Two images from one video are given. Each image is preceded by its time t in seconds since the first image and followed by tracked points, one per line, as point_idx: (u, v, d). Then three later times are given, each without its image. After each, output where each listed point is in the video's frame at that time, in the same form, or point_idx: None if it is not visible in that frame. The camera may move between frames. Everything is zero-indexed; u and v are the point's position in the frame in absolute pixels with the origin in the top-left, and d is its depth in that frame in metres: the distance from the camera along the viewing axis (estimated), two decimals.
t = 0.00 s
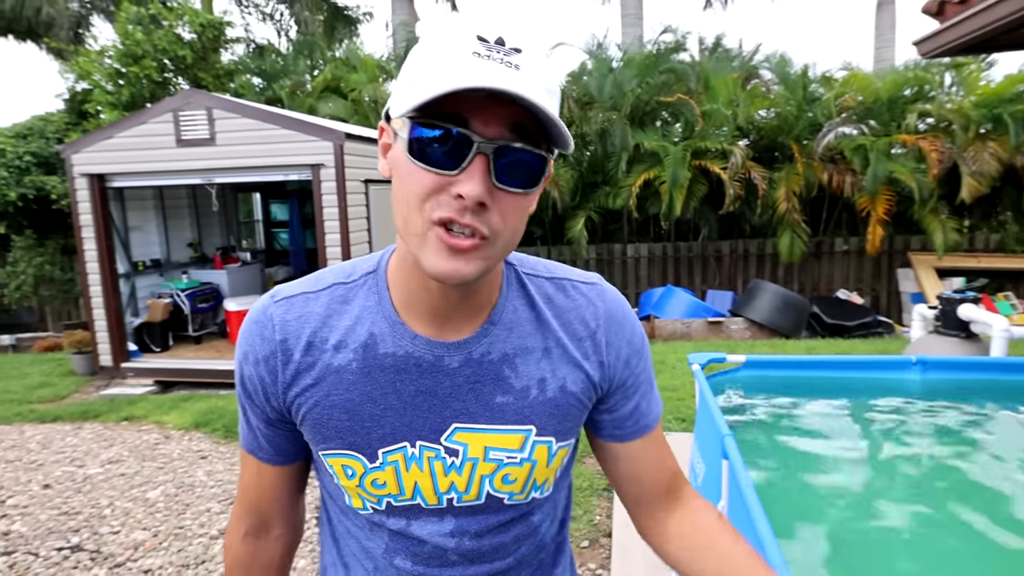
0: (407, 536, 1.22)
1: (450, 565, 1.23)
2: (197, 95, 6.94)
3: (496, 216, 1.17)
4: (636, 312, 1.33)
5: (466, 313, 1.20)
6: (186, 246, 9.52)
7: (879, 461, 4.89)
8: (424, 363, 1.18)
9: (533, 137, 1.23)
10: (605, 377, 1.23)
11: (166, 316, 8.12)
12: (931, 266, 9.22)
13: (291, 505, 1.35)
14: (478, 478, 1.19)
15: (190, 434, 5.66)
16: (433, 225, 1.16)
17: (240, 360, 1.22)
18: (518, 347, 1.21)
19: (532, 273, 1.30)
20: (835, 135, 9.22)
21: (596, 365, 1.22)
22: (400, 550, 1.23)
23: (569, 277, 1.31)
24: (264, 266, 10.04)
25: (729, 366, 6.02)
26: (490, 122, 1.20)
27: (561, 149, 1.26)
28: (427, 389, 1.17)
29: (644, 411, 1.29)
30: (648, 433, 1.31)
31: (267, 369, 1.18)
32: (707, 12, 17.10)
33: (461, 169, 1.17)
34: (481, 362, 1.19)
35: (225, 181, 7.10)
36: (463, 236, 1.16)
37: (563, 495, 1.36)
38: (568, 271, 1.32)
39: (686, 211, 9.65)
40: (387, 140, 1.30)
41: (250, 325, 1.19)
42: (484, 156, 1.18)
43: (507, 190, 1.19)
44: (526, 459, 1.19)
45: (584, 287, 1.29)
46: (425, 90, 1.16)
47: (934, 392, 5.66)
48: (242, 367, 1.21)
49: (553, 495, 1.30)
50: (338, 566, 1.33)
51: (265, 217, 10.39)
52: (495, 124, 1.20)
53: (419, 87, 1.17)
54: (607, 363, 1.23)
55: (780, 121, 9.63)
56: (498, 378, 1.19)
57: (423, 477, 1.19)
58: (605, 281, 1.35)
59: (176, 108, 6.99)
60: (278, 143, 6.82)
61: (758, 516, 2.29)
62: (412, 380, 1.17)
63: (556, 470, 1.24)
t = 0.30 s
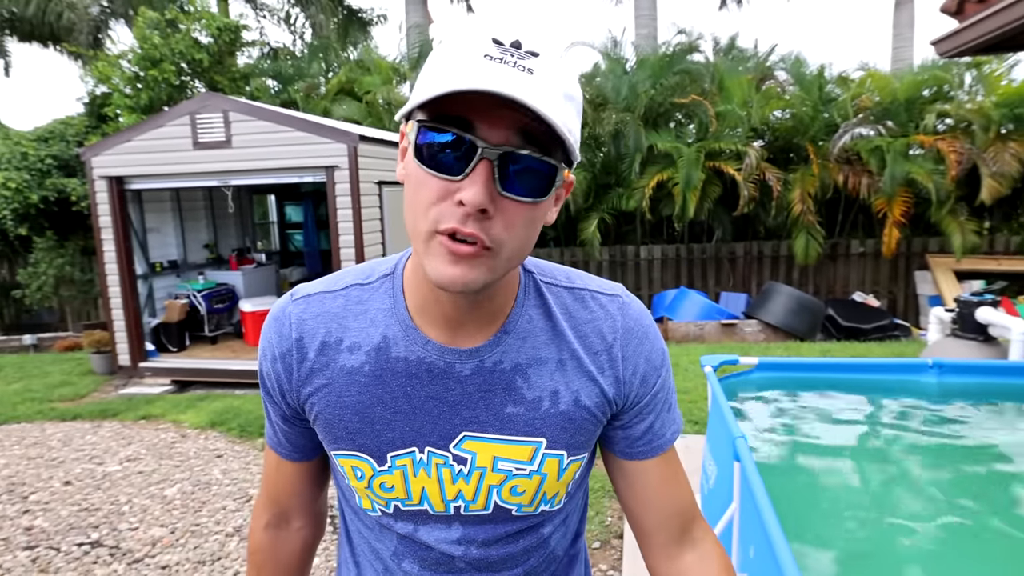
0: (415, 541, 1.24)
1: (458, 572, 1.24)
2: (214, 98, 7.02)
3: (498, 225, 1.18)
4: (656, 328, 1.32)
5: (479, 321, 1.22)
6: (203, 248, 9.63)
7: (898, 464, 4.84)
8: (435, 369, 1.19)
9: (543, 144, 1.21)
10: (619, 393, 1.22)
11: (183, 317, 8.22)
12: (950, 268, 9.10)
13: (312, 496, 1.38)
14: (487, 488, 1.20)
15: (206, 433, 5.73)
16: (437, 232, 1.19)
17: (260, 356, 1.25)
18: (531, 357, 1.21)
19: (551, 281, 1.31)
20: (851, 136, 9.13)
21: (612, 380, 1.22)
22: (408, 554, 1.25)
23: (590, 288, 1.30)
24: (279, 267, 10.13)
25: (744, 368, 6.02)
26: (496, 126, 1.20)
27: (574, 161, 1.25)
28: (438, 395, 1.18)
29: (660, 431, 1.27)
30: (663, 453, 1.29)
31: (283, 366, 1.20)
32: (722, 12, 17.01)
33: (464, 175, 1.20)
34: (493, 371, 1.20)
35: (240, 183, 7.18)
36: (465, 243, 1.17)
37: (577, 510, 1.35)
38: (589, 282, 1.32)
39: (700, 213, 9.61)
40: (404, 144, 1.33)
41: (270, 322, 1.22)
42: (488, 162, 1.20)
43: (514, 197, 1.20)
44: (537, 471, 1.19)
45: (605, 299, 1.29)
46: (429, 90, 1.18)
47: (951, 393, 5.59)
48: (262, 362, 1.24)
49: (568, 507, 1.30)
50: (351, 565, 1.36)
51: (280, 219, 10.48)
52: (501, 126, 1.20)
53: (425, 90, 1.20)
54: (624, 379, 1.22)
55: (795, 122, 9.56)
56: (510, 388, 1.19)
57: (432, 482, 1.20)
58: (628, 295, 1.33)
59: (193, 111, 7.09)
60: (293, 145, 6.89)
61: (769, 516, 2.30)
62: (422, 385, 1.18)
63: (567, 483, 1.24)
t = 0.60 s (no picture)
0: (429, 542, 1.24)
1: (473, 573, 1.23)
2: (229, 99, 7.10)
3: (518, 210, 1.20)
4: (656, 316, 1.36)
5: (488, 314, 1.23)
6: (218, 248, 9.73)
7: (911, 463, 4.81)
8: (446, 365, 1.20)
9: (553, 128, 1.25)
10: (629, 378, 1.26)
11: (198, 316, 8.32)
12: (967, 269, 8.98)
13: (310, 509, 1.37)
14: (501, 482, 1.21)
15: (220, 430, 5.79)
16: (459, 224, 1.18)
17: (264, 362, 1.25)
18: (541, 349, 1.22)
19: (554, 276, 1.33)
20: (867, 134, 9.04)
21: (620, 365, 1.24)
22: (421, 557, 1.24)
23: (592, 279, 1.33)
24: (292, 266, 10.19)
25: (755, 368, 5.99)
26: (508, 115, 1.22)
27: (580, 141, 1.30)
28: (450, 390, 1.19)
29: (669, 415, 1.31)
30: (674, 436, 1.33)
31: (290, 370, 1.20)
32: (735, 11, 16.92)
33: (484, 165, 1.20)
34: (504, 363, 1.21)
35: (254, 183, 7.25)
36: (490, 232, 1.18)
37: (586, 505, 1.36)
38: (589, 274, 1.35)
39: (713, 213, 9.56)
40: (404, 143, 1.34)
41: (275, 327, 1.22)
42: (505, 150, 1.21)
43: (529, 183, 1.21)
44: (550, 462, 1.21)
45: (607, 289, 1.32)
46: (444, 87, 1.17)
47: (966, 395, 5.52)
48: (266, 368, 1.24)
49: (576, 502, 1.31)
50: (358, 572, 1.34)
51: (293, 219, 10.56)
52: (514, 116, 1.22)
53: (435, 87, 1.19)
54: (631, 364, 1.26)
55: (810, 121, 9.49)
56: (521, 379, 1.21)
57: (445, 480, 1.20)
58: (627, 285, 1.37)
59: (208, 112, 7.17)
60: (307, 146, 6.95)
61: (780, 516, 2.31)
62: (434, 381, 1.19)
63: (579, 475, 1.25)
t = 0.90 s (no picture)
0: (444, 537, 1.24)
1: (488, 567, 1.24)
2: (242, 99, 7.16)
3: (491, 194, 1.20)
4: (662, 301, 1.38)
5: (499, 305, 1.26)
6: (230, 246, 9.76)
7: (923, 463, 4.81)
8: (457, 356, 1.21)
9: (531, 116, 1.24)
10: (640, 359, 1.27)
11: (211, 314, 8.42)
12: (984, 268, 8.87)
13: (310, 513, 1.37)
14: (515, 472, 1.22)
15: (233, 426, 5.86)
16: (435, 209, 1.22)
17: (271, 362, 1.25)
18: (551, 337, 1.24)
19: (560, 266, 1.36)
20: (881, 132, 8.96)
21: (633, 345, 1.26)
22: (435, 553, 1.25)
23: (596, 267, 1.37)
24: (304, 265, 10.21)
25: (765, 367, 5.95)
26: (483, 104, 1.24)
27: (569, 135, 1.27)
28: (462, 381, 1.21)
29: (683, 395, 1.30)
30: (694, 418, 1.33)
31: (300, 367, 1.21)
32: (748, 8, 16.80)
33: (454, 152, 1.22)
34: (515, 352, 1.22)
35: (267, 182, 7.31)
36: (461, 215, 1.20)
37: (596, 496, 1.38)
38: (592, 262, 1.39)
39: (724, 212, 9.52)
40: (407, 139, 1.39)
41: (283, 324, 1.23)
42: (475, 136, 1.22)
43: (507, 170, 1.21)
44: (564, 450, 1.22)
45: (610, 275, 1.36)
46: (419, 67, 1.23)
47: (980, 394, 5.46)
48: (273, 367, 1.24)
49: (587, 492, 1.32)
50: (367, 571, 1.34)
51: (305, 217, 10.62)
52: (484, 104, 1.24)
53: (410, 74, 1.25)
54: (644, 343, 1.27)
55: (822, 119, 9.41)
56: (532, 368, 1.22)
57: (460, 472, 1.22)
58: (629, 272, 1.41)
59: (222, 111, 7.23)
60: (319, 145, 6.99)
61: (791, 519, 2.31)
62: (445, 372, 1.20)
63: (592, 464, 1.26)
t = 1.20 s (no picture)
0: (452, 542, 1.26)
1: (496, 569, 1.26)
2: (256, 100, 7.22)
3: (524, 208, 1.22)
4: (665, 306, 1.38)
5: (498, 316, 1.25)
6: (243, 245, 9.82)
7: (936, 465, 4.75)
8: (460, 365, 1.22)
9: (552, 126, 1.29)
10: (641, 368, 1.28)
11: (224, 312, 8.51)
12: (1000, 269, 8.76)
13: (326, 517, 1.38)
14: (520, 479, 1.23)
15: (246, 424, 5.91)
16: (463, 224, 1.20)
17: (278, 371, 1.27)
18: (553, 345, 1.25)
19: (562, 271, 1.36)
20: (894, 132, 8.88)
21: (633, 357, 1.27)
22: (445, 556, 1.27)
23: (599, 272, 1.36)
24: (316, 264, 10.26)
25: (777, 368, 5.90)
26: (506, 114, 1.25)
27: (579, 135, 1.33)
28: (465, 390, 1.21)
29: (677, 407, 1.31)
30: (690, 427, 1.33)
31: (306, 378, 1.23)
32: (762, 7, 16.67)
33: (486, 167, 1.21)
34: (518, 361, 1.23)
35: (280, 182, 7.37)
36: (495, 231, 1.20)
37: (600, 498, 1.39)
38: (596, 266, 1.38)
39: (736, 212, 9.48)
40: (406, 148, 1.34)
41: (288, 337, 1.25)
42: (507, 150, 1.23)
43: (533, 182, 1.23)
44: (567, 457, 1.23)
45: (614, 280, 1.35)
46: (446, 93, 1.19)
47: (994, 396, 5.40)
48: (280, 377, 1.26)
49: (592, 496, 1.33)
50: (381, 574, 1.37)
51: (317, 217, 10.69)
52: (514, 116, 1.25)
53: (433, 92, 1.21)
54: (643, 354, 1.28)
55: (835, 119, 9.34)
56: (536, 376, 1.23)
57: (465, 479, 1.23)
58: (634, 275, 1.40)
59: (236, 112, 7.30)
60: (331, 145, 7.04)
61: (801, 520, 2.27)
62: (449, 382, 1.22)
63: (596, 468, 1.27)
